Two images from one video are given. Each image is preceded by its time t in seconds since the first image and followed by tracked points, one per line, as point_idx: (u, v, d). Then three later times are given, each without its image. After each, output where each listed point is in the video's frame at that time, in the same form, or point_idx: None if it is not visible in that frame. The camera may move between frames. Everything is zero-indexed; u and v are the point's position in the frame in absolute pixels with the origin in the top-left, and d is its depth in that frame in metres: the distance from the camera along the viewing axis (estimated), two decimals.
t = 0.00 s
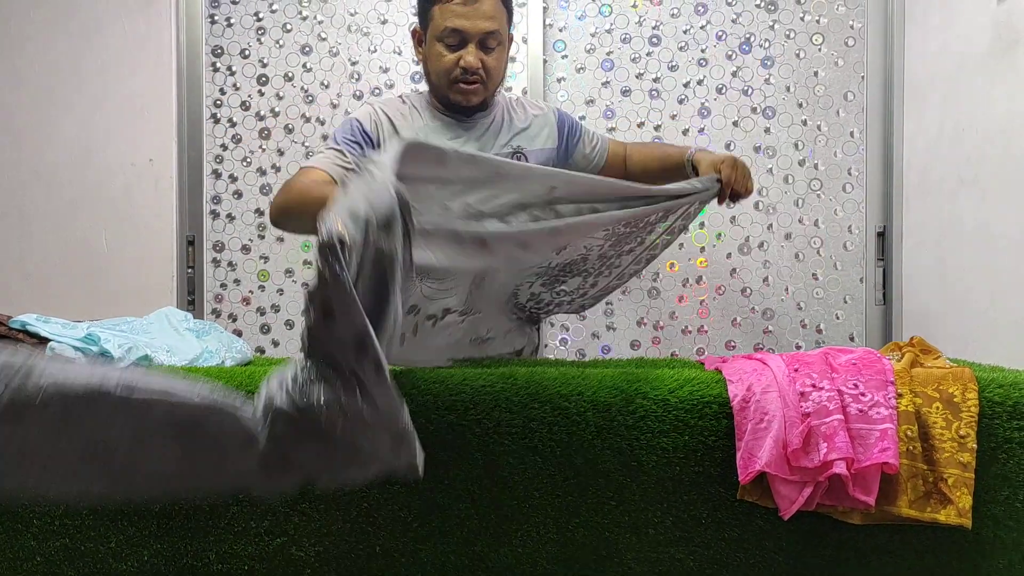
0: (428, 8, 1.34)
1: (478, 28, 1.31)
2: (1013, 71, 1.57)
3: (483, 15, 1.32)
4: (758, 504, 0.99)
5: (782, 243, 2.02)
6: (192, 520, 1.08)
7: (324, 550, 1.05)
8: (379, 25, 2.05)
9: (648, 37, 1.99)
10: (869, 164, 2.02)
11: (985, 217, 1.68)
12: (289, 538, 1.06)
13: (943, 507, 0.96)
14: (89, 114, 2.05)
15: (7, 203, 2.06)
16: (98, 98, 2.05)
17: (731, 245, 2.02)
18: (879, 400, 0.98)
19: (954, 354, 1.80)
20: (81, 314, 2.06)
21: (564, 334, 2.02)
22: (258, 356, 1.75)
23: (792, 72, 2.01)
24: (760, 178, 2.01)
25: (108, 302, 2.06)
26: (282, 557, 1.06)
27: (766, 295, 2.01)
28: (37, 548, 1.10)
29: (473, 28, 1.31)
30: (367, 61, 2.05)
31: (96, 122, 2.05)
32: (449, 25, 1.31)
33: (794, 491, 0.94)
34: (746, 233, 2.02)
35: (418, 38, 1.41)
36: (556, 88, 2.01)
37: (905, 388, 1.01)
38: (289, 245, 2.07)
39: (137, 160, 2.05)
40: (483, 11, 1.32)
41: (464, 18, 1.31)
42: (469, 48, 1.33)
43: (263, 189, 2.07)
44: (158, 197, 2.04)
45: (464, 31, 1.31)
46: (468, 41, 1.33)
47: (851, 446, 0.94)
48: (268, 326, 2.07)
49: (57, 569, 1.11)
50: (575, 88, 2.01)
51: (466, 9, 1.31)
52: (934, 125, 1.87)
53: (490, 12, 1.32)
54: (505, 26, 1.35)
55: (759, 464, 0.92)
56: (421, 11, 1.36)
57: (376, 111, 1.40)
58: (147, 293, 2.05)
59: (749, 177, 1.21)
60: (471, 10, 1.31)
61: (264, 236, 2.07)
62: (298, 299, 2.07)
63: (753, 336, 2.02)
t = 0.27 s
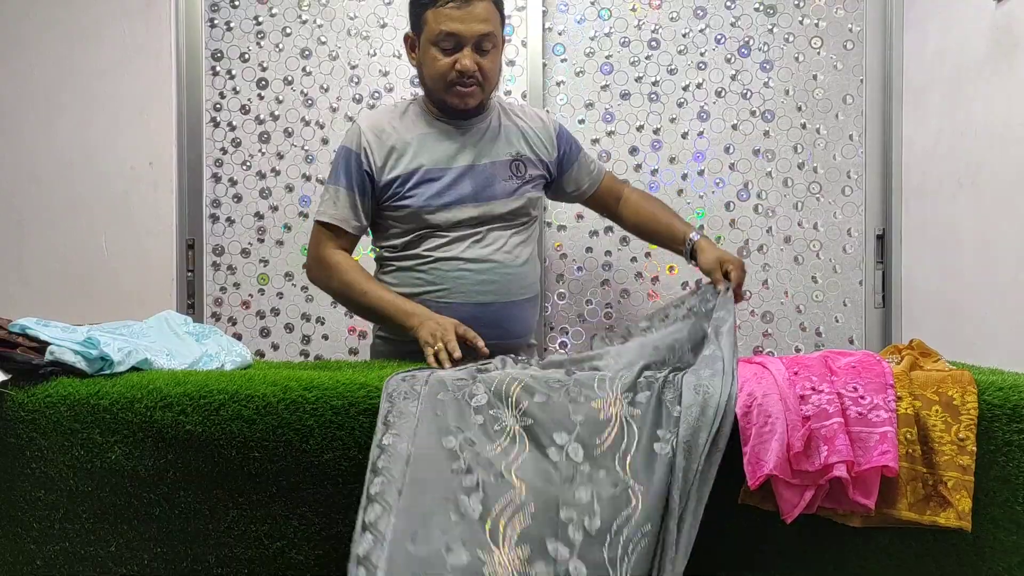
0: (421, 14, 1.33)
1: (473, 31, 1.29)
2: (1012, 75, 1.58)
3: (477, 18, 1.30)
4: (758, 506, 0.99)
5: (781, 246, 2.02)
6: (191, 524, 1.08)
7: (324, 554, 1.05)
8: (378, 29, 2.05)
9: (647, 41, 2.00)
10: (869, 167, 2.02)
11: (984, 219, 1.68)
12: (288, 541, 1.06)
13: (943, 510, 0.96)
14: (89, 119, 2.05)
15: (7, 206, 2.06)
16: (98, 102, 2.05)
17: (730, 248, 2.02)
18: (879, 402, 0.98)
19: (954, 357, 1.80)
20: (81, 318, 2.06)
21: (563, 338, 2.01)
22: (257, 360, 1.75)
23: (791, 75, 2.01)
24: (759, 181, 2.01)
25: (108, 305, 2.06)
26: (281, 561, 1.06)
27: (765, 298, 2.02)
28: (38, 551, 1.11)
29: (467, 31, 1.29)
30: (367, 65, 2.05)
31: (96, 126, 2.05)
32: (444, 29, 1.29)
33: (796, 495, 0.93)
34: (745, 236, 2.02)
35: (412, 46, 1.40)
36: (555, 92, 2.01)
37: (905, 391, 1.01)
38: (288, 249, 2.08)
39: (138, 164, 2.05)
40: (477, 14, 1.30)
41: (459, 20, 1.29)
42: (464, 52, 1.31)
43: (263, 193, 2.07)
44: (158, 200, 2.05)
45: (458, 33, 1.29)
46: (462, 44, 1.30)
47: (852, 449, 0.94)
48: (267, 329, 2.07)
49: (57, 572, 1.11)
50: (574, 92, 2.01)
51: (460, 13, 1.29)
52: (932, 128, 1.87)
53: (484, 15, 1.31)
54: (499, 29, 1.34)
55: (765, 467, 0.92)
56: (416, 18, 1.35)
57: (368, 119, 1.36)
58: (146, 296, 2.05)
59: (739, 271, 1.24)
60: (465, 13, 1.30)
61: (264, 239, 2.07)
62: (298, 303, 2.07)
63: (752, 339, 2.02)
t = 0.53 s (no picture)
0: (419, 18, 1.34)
1: (469, 31, 1.29)
2: (1010, 76, 1.58)
3: (474, 18, 1.30)
4: (757, 507, 0.99)
5: (780, 247, 2.02)
6: (191, 525, 1.08)
7: (322, 556, 1.05)
8: (377, 31, 2.05)
9: (646, 42, 2.00)
10: (869, 168, 2.02)
11: (983, 220, 1.68)
12: (287, 543, 1.06)
13: (941, 511, 0.96)
14: (89, 120, 2.05)
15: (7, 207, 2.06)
16: (98, 103, 2.05)
17: (730, 249, 2.02)
18: (877, 403, 0.98)
19: (953, 358, 1.80)
20: (81, 319, 2.06)
21: (563, 339, 2.00)
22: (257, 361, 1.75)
23: (790, 76, 2.01)
24: (758, 182, 2.02)
25: (107, 307, 2.06)
26: (280, 563, 1.06)
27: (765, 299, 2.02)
28: (37, 553, 1.11)
29: (463, 32, 1.29)
30: (366, 66, 2.05)
31: (95, 127, 2.05)
32: (440, 30, 1.30)
33: (794, 496, 0.94)
34: (745, 237, 2.02)
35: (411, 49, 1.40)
36: (555, 93, 2.01)
37: (903, 393, 1.01)
38: (288, 250, 2.08)
39: (137, 166, 2.05)
40: (474, 15, 1.30)
41: (455, 22, 1.29)
42: (461, 54, 1.31)
43: (262, 194, 2.07)
44: (158, 202, 2.05)
45: (455, 35, 1.29)
46: (460, 45, 1.30)
47: (850, 450, 0.94)
48: (267, 330, 2.07)
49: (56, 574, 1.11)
50: (573, 93, 2.01)
51: (456, 14, 1.30)
52: (931, 130, 1.88)
53: (480, 16, 1.31)
54: (495, 30, 1.34)
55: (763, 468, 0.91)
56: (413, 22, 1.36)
57: (367, 119, 1.36)
58: (146, 297, 2.05)
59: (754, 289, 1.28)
60: (462, 14, 1.30)
61: (263, 241, 2.07)
62: (297, 304, 2.07)
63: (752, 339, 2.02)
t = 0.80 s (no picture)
0: (417, 20, 1.35)
1: (465, 29, 1.30)
2: (1010, 77, 1.58)
3: (470, 17, 1.31)
4: (758, 507, 0.99)
5: (780, 247, 2.02)
6: (191, 526, 1.08)
7: (322, 556, 1.05)
8: (377, 31, 2.05)
9: (646, 42, 2.00)
10: (868, 169, 2.02)
11: (983, 221, 1.68)
12: (287, 543, 1.06)
13: (942, 512, 0.96)
14: (89, 121, 2.05)
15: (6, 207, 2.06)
16: (98, 104, 2.05)
17: (730, 249, 2.02)
18: (877, 404, 0.98)
19: (953, 358, 1.80)
20: (81, 320, 2.06)
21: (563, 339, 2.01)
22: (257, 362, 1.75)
23: (790, 77, 2.01)
24: (758, 182, 2.02)
25: (107, 307, 2.06)
26: (280, 563, 1.06)
27: (765, 300, 2.02)
28: (37, 554, 1.11)
29: (460, 30, 1.30)
30: (366, 67, 2.05)
31: (95, 128, 2.05)
32: (437, 30, 1.30)
33: (794, 497, 0.94)
34: (745, 238, 2.02)
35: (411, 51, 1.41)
36: (555, 93, 2.01)
37: (904, 393, 1.01)
38: (288, 250, 2.08)
39: (137, 166, 2.05)
40: (469, 13, 1.31)
41: (452, 20, 1.30)
42: (458, 52, 1.31)
43: (262, 195, 2.07)
44: (157, 202, 2.05)
45: (451, 34, 1.30)
46: (457, 43, 1.31)
47: (850, 451, 0.94)
48: (267, 331, 2.07)
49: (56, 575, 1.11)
50: (573, 94, 2.01)
51: (453, 14, 1.31)
52: (931, 130, 1.88)
53: (475, 15, 1.31)
54: (493, 28, 1.34)
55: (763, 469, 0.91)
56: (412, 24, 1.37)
57: (369, 122, 1.36)
58: (145, 297, 2.05)
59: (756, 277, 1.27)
60: (458, 14, 1.31)
61: (263, 241, 2.07)
62: (297, 304, 2.07)
63: (752, 340, 2.02)
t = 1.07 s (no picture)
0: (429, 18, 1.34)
1: (478, 29, 1.28)
2: (1010, 78, 1.58)
3: (483, 16, 1.29)
4: (759, 508, 0.99)
5: (781, 248, 2.02)
6: (192, 527, 1.08)
7: (323, 557, 1.05)
8: (378, 33, 2.05)
9: (647, 43, 2.00)
10: (869, 170, 2.02)
11: (983, 222, 1.68)
12: (289, 544, 1.06)
13: (944, 512, 0.96)
14: (89, 122, 2.05)
15: (6, 208, 2.06)
16: (98, 105, 2.05)
17: (731, 250, 2.02)
18: (879, 405, 0.98)
19: (954, 359, 1.80)
20: (81, 321, 2.06)
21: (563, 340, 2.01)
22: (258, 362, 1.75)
23: (791, 77, 2.01)
24: (759, 183, 2.01)
25: (108, 308, 2.06)
26: (281, 564, 1.06)
27: (766, 301, 2.01)
28: (38, 555, 1.11)
29: (473, 30, 1.29)
30: (367, 68, 2.06)
31: (96, 128, 2.05)
32: (450, 29, 1.29)
33: (795, 497, 0.93)
34: (745, 238, 2.02)
35: (422, 50, 1.40)
36: (556, 94, 2.01)
37: (905, 393, 1.01)
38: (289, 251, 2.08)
39: (138, 167, 2.05)
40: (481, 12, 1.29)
41: (465, 19, 1.29)
42: (470, 51, 1.30)
43: (262, 196, 2.07)
44: (158, 203, 2.05)
45: (464, 33, 1.29)
46: (469, 43, 1.30)
47: (852, 452, 0.94)
48: (267, 331, 2.07)
49: None
50: (574, 94, 2.01)
51: (466, 12, 1.29)
52: (932, 131, 1.88)
53: (488, 14, 1.30)
54: (505, 28, 1.33)
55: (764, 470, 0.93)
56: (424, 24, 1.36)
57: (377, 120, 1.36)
58: (146, 298, 2.05)
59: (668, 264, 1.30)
60: (471, 12, 1.29)
61: (264, 242, 2.07)
62: (298, 305, 2.07)
63: (752, 341, 2.02)
